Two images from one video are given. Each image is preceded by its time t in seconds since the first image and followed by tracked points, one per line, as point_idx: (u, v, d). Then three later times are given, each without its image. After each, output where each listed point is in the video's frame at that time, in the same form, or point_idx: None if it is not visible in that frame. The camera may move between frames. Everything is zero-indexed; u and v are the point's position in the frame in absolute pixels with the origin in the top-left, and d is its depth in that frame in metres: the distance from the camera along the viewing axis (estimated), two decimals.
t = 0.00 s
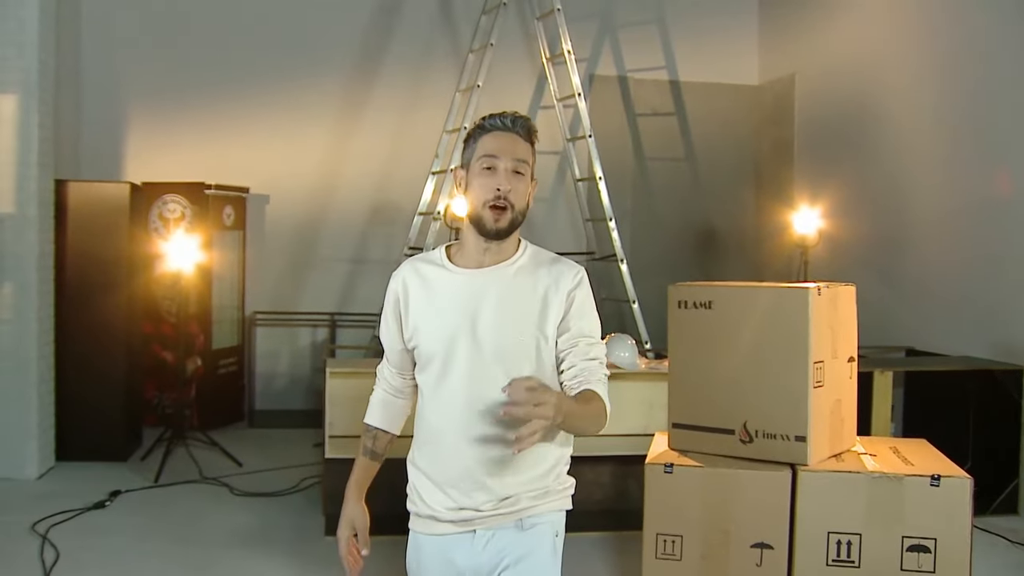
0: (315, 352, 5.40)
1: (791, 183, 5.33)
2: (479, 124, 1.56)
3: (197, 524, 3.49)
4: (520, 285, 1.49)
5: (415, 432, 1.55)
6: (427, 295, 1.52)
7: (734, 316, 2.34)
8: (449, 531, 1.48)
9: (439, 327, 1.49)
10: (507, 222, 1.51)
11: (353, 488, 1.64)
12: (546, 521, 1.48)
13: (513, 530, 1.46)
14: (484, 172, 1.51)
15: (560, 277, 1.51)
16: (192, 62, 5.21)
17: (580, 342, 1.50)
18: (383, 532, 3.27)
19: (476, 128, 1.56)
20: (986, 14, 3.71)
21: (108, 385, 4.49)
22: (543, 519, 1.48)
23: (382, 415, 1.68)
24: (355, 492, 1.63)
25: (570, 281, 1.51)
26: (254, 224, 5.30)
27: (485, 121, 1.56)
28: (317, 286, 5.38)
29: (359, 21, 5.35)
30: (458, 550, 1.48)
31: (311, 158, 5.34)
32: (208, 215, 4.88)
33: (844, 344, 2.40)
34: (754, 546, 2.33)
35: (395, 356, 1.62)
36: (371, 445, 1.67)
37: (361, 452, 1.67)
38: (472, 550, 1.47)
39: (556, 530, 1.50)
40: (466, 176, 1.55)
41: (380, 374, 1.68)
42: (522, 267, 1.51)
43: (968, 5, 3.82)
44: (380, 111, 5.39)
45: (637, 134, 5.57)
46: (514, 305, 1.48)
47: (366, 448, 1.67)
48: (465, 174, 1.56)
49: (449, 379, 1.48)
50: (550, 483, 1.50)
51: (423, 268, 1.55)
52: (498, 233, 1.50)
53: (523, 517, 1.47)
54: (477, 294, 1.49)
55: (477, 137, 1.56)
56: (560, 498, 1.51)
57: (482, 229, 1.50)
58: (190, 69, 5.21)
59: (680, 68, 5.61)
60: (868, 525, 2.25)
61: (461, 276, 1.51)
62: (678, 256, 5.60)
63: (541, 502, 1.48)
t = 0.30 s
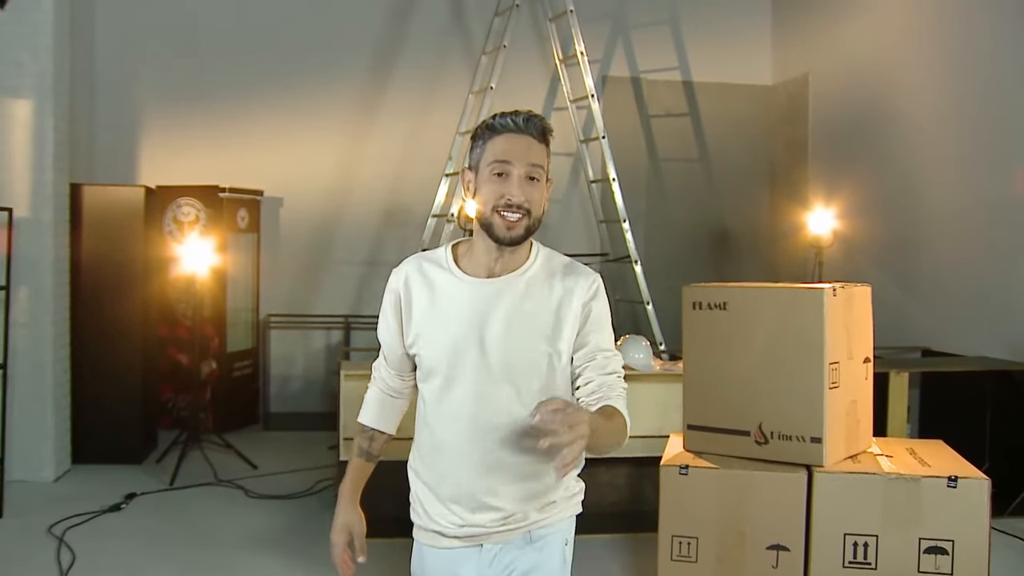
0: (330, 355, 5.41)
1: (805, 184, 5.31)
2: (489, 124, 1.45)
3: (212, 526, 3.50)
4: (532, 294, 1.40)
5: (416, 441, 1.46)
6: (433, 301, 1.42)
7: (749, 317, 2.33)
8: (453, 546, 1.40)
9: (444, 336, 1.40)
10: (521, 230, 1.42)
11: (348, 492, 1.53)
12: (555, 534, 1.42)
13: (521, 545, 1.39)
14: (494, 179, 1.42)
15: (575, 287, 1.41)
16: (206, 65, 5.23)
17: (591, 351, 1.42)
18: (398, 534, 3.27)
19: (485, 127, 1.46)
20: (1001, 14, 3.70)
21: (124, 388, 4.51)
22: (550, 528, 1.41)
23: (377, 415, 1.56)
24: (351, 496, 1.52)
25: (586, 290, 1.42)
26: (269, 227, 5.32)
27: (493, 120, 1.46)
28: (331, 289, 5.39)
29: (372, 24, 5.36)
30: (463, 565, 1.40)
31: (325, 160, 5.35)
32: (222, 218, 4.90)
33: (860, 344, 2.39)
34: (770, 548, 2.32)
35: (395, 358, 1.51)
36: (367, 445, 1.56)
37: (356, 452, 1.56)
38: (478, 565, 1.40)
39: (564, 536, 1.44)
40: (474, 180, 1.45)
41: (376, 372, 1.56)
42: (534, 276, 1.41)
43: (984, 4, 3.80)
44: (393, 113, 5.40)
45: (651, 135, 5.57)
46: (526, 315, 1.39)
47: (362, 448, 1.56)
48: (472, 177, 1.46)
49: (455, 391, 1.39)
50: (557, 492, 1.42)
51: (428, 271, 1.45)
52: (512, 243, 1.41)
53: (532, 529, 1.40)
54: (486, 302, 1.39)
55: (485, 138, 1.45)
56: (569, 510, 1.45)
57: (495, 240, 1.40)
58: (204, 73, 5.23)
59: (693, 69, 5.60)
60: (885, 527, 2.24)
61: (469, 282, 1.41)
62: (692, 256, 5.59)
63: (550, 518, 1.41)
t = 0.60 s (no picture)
0: (337, 358, 5.41)
1: (812, 185, 5.30)
2: (502, 103, 1.43)
3: (220, 529, 3.50)
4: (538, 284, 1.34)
5: (411, 439, 1.39)
6: (434, 293, 1.35)
7: (757, 318, 2.32)
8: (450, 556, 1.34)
9: (445, 330, 1.33)
10: (531, 205, 1.37)
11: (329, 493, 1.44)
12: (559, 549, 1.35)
13: (523, 560, 1.33)
14: (504, 152, 1.38)
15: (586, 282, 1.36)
16: (213, 69, 5.24)
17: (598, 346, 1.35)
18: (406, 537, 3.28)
19: (498, 107, 1.43)
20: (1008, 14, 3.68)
21: (132, 390, 4.52)
22: (554, 539, 1.34)
23: (366, 413, 1.48)
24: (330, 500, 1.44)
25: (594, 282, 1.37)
26: (276, 230, 5.32)
27: (507, 99, 1.43)
28: (338, 291, 5.39)
29: (379, 26, 5.37)
30: None
31: (331, 163, 5.36)
32: (229, 221, 4.90)
33: (868, 345, 2.39)
34: (778, 550, 2.32)
35: (391, 351, 1.43)
36: (352, 447, 1.48)
37: (341, 452, 1.48)
38: None
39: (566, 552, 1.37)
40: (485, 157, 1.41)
41: (370, 368, 1.48)
42: (542, 265, 1.36)
43: (991, 4, 3.79)
44: (400, 115, 5.40)
45: (658, 137, 5.56)
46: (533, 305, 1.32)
47: (347, 450, 1.48)
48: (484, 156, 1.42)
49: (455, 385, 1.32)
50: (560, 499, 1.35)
51: (431, 259, 1.39)
52: (521, 218, 1.36)
53: (534, 542, 1.33)
54: (490, 291, 1.33)
55: (498, 117, 1.42)
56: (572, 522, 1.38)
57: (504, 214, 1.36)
58: (211, 77, 5.24)
59: (700, 70, 5.60)
60: (893, 529, 2.23)
61: (473, 273, 1.34)
62: (700, 258, 5.58)
63: (554, 529, 1.34)
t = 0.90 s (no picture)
0: (337, 358, 5.42)
1: (812, 185, 5.30)
2: (501, 93, 1.27)
3: (221, 530, 3.50)
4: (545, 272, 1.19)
5: (406, 443, 1.24)
6: (438, 279, 1.21)
7: (758, 318, 2.33)
8: (453, 563, 1.18)
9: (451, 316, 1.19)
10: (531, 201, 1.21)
11: (332, 505, 1.23)
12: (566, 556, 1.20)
13: (528, 569, 1.17)
14: (503, 144, 1.22)
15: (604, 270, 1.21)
16: (213, 70, 5.24)
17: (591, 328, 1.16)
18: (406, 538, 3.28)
19: (498, 96, 1.27)
20: (1007, 15, 3.68)
21: (133, 391, 4.52)
22: (559, 548, 1.19)
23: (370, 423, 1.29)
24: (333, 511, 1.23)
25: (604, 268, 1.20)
26: (276, 231, 5.33)
27: (507, 89, 1.27)
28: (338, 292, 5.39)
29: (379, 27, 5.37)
30: None
31: (332, 164, 5.36)
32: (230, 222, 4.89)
33: (868, 345, 2.39)
34: (779, 550, 2.33)
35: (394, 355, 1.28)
36: (358, 457, 1.27)
37: (344, 462, 1.27)
38: None
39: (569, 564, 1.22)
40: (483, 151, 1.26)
41: (370, 375, 1.32)
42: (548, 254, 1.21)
43: (991, 5, 3.79)
44: (400, 116, 5.40)
45: (658, 137, 5.57)
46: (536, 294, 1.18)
47: (353, 460, 1.27)
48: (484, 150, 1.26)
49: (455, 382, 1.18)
50: (568, 503, 1.20)
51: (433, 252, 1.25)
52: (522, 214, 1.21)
53: (540, 553, 1.18)
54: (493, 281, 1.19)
55: (497, 107, 1.26)
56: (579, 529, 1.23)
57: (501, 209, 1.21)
58: (211, 78, 5.24)
59: (700, 70, 5.59)
60: (894, 528, 2.23)
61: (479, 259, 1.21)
62: (700, 258, 5.58)
63: (565, 537, 1.20)
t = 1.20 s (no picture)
0: (342, 362, 5.41)
1: (817, 187, 5.29)
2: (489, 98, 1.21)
3: (226, 534, 3.50)
4: (533, 281, 1.16)
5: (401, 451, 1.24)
6: (428, 288, 1.21)
7: (762, 320, 2.33)
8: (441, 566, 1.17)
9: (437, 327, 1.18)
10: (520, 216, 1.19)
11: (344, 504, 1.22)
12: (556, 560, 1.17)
13: None
14: (491, 157, 1.18)
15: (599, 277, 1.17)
16: (217, 75, 5.25)
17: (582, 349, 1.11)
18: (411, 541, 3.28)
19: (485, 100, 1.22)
20: (1011, 17, 3.68)
21: (138, 396, 4.53)
22: (550, 554, 1.16)
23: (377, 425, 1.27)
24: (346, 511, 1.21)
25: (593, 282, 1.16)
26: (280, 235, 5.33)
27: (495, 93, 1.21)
28: (342, 296, 5.39)
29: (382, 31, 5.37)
30: None
31: (335, 168, 5.36)
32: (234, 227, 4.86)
33: (873, 347, 2.39)
34: (784, 553, 2.32)
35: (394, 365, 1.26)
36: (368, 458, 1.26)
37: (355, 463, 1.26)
38: None
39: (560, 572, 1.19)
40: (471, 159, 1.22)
41: (374, 381, 1.29)
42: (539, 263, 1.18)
43: (995, 7, 3.78)
44: (404, 119, 5.41)
45: (662, 140, 5.57)
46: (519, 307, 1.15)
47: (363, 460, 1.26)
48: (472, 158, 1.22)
49: (442, 397, 1.17)
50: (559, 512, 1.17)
51: (430, 259, 1.24)
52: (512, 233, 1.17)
53: (527, 560, 1.15)
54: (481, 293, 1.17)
55: (484, 113, 1.21)
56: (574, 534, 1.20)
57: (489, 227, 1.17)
58: (215, 82, 5.25)
59: (704, 73, 5.59)
60: (900, 531, 2.23)
61: (467, 269, 1.19)
62: (705, 260, 5.58)
63: (556, 542, 1.17)
